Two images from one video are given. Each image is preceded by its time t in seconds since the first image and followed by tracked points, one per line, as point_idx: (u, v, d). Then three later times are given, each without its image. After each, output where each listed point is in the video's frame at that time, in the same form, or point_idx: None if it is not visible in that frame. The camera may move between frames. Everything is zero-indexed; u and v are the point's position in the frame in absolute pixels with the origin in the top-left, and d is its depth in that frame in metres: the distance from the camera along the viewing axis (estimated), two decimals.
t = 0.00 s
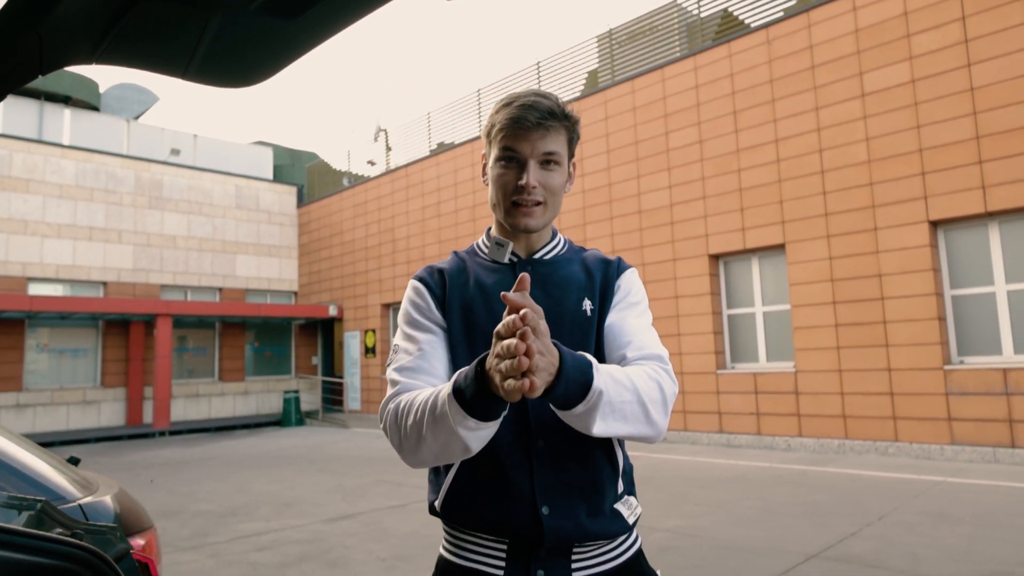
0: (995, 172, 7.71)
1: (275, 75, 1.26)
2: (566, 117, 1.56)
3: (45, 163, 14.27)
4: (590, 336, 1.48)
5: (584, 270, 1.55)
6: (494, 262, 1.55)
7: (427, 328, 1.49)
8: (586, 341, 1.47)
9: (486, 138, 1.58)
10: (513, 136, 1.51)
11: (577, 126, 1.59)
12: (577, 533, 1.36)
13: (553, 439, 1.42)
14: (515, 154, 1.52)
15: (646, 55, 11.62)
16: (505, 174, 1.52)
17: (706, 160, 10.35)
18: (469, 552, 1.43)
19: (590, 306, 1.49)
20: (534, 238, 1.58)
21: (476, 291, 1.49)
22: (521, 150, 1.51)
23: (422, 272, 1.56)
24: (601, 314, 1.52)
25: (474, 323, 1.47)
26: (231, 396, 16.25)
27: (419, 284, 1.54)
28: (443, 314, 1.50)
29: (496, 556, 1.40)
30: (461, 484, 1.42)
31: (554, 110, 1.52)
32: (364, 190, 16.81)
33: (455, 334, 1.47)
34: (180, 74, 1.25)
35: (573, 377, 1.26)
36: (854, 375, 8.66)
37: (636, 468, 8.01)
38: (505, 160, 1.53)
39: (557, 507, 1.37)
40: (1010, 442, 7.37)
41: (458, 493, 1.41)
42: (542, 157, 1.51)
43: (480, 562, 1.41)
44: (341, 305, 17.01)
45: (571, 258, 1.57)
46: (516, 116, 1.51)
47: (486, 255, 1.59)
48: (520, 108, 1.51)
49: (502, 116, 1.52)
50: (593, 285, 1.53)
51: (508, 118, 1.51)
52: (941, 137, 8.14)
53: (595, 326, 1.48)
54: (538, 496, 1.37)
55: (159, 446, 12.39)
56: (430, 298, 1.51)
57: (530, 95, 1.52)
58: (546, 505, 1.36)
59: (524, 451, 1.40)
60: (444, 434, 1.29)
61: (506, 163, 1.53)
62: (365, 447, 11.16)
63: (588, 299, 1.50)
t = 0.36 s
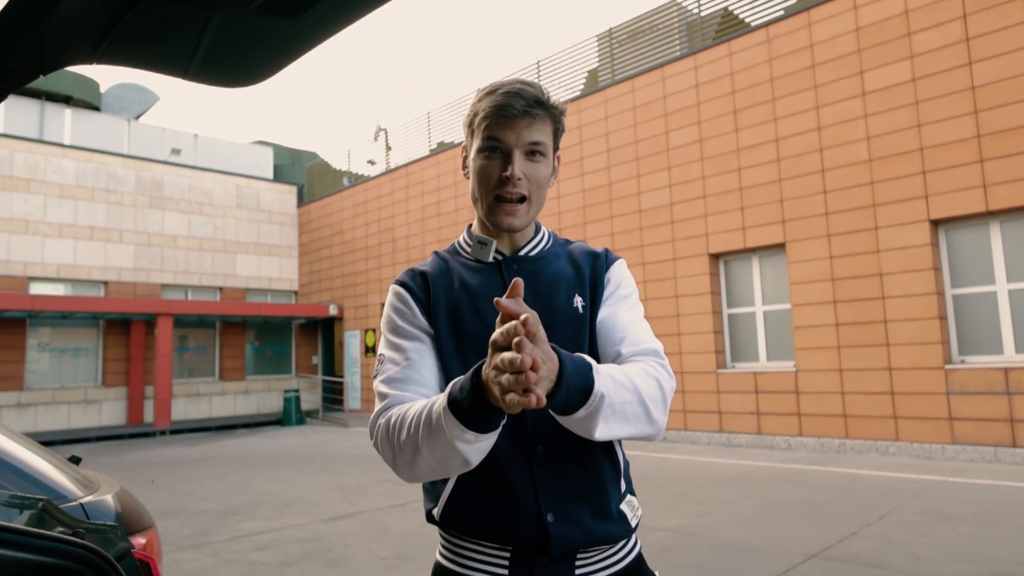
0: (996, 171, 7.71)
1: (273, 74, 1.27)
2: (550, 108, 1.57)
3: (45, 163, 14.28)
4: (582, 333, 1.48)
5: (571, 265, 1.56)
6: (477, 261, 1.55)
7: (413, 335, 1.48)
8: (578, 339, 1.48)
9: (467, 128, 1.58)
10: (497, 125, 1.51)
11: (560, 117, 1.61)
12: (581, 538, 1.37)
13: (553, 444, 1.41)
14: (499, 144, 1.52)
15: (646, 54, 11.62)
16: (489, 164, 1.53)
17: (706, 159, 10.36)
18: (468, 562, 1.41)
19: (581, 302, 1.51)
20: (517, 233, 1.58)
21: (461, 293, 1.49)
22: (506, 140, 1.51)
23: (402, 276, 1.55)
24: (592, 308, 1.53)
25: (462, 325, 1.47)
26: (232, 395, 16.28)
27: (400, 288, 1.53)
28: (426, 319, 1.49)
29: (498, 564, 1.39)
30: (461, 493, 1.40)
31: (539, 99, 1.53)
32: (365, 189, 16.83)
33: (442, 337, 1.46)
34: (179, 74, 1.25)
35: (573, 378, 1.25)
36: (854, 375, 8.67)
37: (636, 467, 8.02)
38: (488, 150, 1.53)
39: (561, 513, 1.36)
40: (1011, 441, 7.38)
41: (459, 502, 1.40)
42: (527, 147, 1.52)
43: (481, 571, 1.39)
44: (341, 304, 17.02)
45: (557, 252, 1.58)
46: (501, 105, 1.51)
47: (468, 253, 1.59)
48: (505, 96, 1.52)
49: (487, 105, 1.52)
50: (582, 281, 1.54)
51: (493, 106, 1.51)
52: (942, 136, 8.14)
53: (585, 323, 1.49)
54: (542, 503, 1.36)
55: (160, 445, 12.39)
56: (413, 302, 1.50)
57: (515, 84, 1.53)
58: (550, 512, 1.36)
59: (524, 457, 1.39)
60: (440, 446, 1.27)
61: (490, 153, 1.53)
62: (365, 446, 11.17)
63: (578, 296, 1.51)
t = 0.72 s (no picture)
0: (998, 170, 7.70)
1: (273, 74, 1.27)
2: (538, 98, 1.57)
3: (46, 163, 14.30)
4: (587, 332, 1.48)
5: (574, 264, 1.57)
6: (479, 260, 1.55)
7: (415, 339, 1.46)
8: (583, 338, 1.48)
9: (457, 127, 1.59)
10: (487, 120, 1.51)
11: (548, 107, 1.61)
12: (590, 540, 1.37)
13: (562, 445, 1.41)
14: (491, 139, 1.52)
15: (645, 54, 11.61)
16: (482, 160, 1.53)
17: (706, 159, 10.36)
18: (475, 563, 1.41)
19: (586, 302, 1.51)
20: (516, 228, 1.59)
21: (464, 293, 1.49)
22: (497, 134, 1.51)
23: (401, 276, 1.54)
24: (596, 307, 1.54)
25: (465, 325, 1.46)
26: (232, 395, 16.28)
27: (399, 289, 1.51)
28: (426, 320, 1.47)
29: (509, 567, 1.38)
30: (470, 495, 1.40)
31: (527, 91, 1.53)
32: (365, 189, 16.84)
33: (445, 337, 1.45)
34: (179, 74, 1.26)
35: (590, 383, 1.24)
36: (855, 374, 8.67)
37: (636, 467, 8.01)
38: (480, 146, 1.53)
39: (571, 515, 1.37)
40: (1012, 441, 7.37)
41: (467, 507, 1.39)
42: (518, 138, 1.52)
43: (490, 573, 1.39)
44: (342, 304, 17.02)
45: (558, 251, 1.59)
46: (489, 100, 1.51)
47: (467, 252, 1.59)
48: (492, 91, 1.52)
49: (475, 101, 1.52)
50: (585, 281, 1.54)
51: (481, 102, 1.52)
52: (943, 135, 8.13)
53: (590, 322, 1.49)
54: (552, 504, 1.37)
55: (160, 445, 12.40)
56: (413, 303, 1.49)
57: (500, 78, 1.53)
58: (559, 514, 1.37)
59: (534, 459, 1.39)
60: (455, 456, 1.25)
61: (482, 148, 1.53)
62: (365, 446, 11.18)
63: (583, 295, 1.52)
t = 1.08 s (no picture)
0: (998, 169, 7.69)
1: (273, 73, 1.27)
2: (530, 90, 1.60)
3: (47, 163, 14.31)
4: (600, 330, 1.47)
5: (586, 263, 1.56)
6: (490, 256, 1.54)
7: (423, 341, 1.43)
8: (597, 336, 1.46)
9: (455, 131, 1.62)
10: (482, 114, 1.53)
11: (541, 99, 1.63)
12: (598, 538, 1.37)
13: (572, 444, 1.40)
14: (488, 130, 1.54)
15: (645, 54, 11.60)
16: (482, 153, 1.54)
17: (706, 158, 10.35)
18: (483, 562, 1.41)
19: (598, 300, 1.50)
20: (524, 220, 1.59)
21: (477, 291, 1.46)
22: (493, 124, 1.53)
23: (411, 275, 1.52)
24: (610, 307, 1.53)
25: (477, 323, 1.43)
26: (232, 395, 16.29)
27: (409, 287, 1.49)
28: (436, 319, 1.44)
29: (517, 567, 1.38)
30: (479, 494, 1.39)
31: (516, 82, 1.56)
32: (365, 189, 16.85)
33: (457, 335, 1.42)
34: (179, 73, 1.26)
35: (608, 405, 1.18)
36: (855, 374, 8.67)
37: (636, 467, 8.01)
38: (477, 141, 1.55)
39: (579, 513, 1.37)
40: (1012, 440, 7.37)
41: (475, 507, 1.38)
42: (513, 126, 1.54)
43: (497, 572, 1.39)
44: (342, 304, 17.02)
45: (569, 249, 1.58)
46: (480, 94, 1.54)
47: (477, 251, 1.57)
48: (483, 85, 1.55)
49: (468, 99, 1.56)
50: (598, 280, 1.54)
51: (473, 98, 1.55)
52: (944, 135, 8.13)
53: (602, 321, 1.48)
54: (562, 502, 1.36)
55: (161, 444, 12.40)
56: (423, 302, 1.46)
57: (489, 76, 1.58)
58: (569, 511, 1.37)
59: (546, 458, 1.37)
60: (463, 474, 1.21)
61: (480, 143, 1.55)
62: (366, 446, 11.18)
63: (595, 293, 1.51)
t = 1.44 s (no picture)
0: (999, 167, 7.69)
1: (273, 73, 1.27)
2: (522, 90, 1.60)
3: (47, 161, 14.30)
4: (607, 332, 1.46)
5: (594, 264, 1.56)
6: (497, 258, 1.54)
7: (429, 351, 1.45)
8: (604, 338, 1.46)
9: (452, 137, 1.63)
10: (476, 118, 1.55)
11: (533, 98, 1.64)
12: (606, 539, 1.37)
13: (580, 444, 1.40)
14: (483, 134, 1.55)
15: (646, 52, 11.58)
16: (480, 159, 1.55)
17: (707, 156, 10.35)
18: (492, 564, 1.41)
19: (606, 302, 1.49)
20: (528, 220, 1.58)
21: (484, 295, 1.47)
22: (487, 128, 1.54)
23: (418, 282, 1.53)
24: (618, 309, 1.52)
25: (484, 326, 1.44)
26: (233, 393, 16.30)
27: (416, 293, 1.50)
28: (443, 326, 1.46)
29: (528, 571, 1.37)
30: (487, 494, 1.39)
31: (508, 83, 1.57)
32: (365, 187, 16.85)
33: (465, 340, 1.43)
34: (179, 73, 1.26)
35: (625, 525, 1.26)
36: (855, 373, 8.67)
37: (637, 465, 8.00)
38: (474, 146, 1.56)
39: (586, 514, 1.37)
40: (1012, 439, 7.37)
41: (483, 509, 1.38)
42: (507, 127, 1.54)
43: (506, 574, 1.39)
44: (342, 303, 17.02)
45: (577, 250, 1.58)
46: (472, 101, 1.56)
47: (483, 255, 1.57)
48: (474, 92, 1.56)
49: (461, 107, 1.57)
50: (606, 281, 1.53)
51: (466, 105, 1.56)
52: (945, 133, 8.12)
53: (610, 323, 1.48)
54: (569, 502, 1.36)
55: (162, 443, 12.42)
56: (430, 310, 1.47)
57: (480, 79, 1.58)
58: (576, 511, 1.36)
59: (555, 457, 1.37)
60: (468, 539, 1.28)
61: (476, 149, 1.56)
62: (366, 444, 11.18)
63: (603, 295, 1.50)
